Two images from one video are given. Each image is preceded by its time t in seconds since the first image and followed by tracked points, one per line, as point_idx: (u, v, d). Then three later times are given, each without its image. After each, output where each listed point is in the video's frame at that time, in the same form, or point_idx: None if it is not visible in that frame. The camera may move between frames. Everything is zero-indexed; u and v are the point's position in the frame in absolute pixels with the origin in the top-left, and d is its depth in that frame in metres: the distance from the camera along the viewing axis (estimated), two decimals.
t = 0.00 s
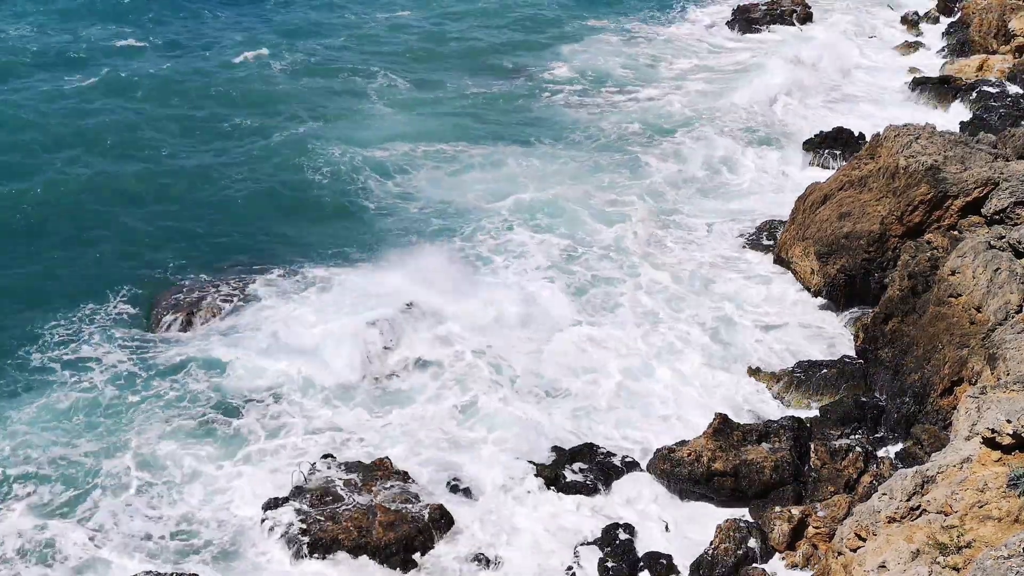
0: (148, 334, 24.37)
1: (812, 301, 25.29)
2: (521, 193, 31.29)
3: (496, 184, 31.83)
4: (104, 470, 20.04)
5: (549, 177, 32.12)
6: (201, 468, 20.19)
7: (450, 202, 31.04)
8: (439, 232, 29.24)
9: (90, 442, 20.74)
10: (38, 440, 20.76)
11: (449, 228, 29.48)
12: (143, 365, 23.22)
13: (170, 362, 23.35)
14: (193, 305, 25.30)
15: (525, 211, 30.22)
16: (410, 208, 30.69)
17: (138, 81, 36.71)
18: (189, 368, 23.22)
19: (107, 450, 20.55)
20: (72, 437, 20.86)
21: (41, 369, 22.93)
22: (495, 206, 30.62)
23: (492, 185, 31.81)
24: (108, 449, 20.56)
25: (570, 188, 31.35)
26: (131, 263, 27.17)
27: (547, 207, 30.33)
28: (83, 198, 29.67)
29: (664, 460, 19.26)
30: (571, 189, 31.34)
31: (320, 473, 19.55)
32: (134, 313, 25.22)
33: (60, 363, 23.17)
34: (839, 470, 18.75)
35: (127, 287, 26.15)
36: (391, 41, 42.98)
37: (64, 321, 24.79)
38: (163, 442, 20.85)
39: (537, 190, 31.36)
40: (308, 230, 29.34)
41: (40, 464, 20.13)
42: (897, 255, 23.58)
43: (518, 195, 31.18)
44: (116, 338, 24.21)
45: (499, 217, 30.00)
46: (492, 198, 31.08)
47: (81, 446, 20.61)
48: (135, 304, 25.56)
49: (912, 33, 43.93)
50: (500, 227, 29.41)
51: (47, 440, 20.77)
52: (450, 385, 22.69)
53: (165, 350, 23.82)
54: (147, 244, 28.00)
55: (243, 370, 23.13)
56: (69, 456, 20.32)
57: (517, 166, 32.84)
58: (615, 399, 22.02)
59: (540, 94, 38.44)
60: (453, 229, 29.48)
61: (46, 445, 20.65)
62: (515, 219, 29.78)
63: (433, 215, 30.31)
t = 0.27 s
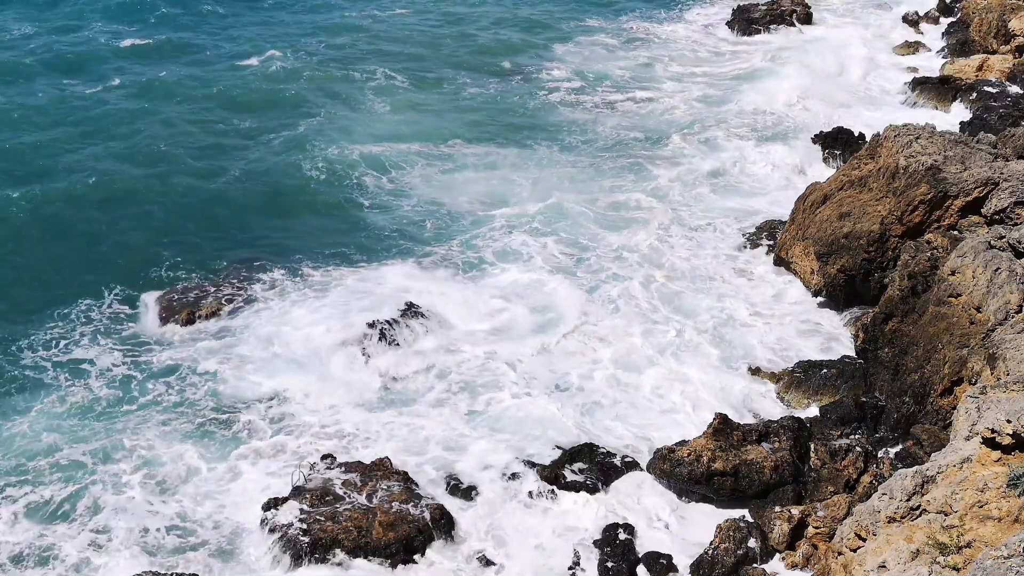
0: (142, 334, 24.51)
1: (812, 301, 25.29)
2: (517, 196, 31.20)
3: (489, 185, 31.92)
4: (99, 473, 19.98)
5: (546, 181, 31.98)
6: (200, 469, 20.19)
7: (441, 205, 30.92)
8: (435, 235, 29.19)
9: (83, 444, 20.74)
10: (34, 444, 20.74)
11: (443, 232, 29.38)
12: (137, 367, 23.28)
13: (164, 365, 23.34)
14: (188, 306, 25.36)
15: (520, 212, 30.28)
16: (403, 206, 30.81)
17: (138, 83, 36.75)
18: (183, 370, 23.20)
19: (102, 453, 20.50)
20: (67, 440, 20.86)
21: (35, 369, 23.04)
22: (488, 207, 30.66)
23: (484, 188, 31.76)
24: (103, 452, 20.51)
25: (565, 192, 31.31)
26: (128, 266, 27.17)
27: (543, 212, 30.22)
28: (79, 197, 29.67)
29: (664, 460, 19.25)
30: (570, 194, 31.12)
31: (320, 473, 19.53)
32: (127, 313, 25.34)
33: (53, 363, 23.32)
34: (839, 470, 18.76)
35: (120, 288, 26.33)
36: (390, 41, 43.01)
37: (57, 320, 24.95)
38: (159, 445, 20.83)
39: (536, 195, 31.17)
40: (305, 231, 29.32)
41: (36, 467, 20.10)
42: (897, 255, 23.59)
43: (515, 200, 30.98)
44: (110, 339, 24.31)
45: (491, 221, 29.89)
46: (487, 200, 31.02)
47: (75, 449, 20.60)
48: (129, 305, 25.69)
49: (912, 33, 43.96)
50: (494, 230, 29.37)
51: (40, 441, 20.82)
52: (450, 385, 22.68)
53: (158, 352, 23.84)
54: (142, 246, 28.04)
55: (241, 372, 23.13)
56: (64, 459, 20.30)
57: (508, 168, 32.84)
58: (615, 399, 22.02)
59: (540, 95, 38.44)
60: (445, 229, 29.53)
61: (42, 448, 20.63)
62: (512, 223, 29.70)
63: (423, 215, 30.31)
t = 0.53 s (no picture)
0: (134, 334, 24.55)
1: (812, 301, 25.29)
2: (511, 198, 31.10)
3: (479, 185, 31.90)
4: (93, 477, 19.92)
5: (540, 184, 31.85)
6: (199, 470, 20.18)
7: (434, 203, 31.05)
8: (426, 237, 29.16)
9: (76, 447, 20.73)
10: (29, 447, 20.73)
11: (437, 234, 29.36)
12: (130, 369, 23.30)
13: (155, 370, 23.27)
14: (182, 307, 25.38)
15: (511, 212, 30.32)
16: (397, 202, 31.02)
17: (137, 85, 36.81)
18: (175, 374, 23.16)
19: (95, 457, 20.46)
20: (61, 443, 20.85)
21: (27, 371, 23.09)
22: (478, 208, 30.62)
23: (472, 189, 31.69)
24: (95, 456, 20.47)
25: (556, 193, 31.25)
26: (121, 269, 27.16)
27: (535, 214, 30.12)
28: (75, 196, 29.67)
29: (664, 460, 19.26)
30: (569, 199, 30.94)
31: (319, 473, 19.52)
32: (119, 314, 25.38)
33: (44, 363, 23.41)
34: (839, 470, 18.76)
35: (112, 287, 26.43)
36: (390, 41, 43.00)
37: (50, 321, 25.02)
38: (153, 447, 20.79)
39: (530, 200, 30.91)
40: (302, 233, 29.28)
41: (31, 470, 20.08)
42: (897, 255, 23.61)
43: (510, 203, 30.80)
44: (102, 340, 24.34)
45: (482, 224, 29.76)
46: (480, 201, 30.96)
47: (68, 452, 20.59)
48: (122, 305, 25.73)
49: (912, 33, 43.95)
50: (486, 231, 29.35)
51: (32, 443, 20.84)
52: (449, 386, 22.67)
53: (150, 354, 23.81)
54: (136, 247, 28.05)
55: (239, 374, 23.12)
56: (57, 463, 20.29)
57: (499, 169, 32.79)
58: (615, 399, 22.02)
59: (539, 96, 38.46)
60: (438, 229, 29.57)
61: (37, 451, 20.60)
62: (507, 225, 29.61)
63: (412, 215, 30.30)
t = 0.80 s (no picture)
0: (125, 337, 24.52)
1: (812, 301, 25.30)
2: (506, 199, 31.06)
3: (468, 185, 31.92)
4: (87, 480, 19.89)
5: (530, 186, 31.76)
6: (198, 471, 20.18)
7: (428, 195, 31.42)
8: (416, 239, 29.11)
9: (69, 449, 20.71)
10: (24, 449, 20.72)
11: (429, 232, 29.45)
12: (122, 373, 23.27)
13: (145, 377, 23.13)
14: (174, 308, 25.33)
15: (502, 213, 30.33)
16: (390, 197, 31.30)
17: (138, 86, 36.86)
18: (166, 378, 23.06)
19: (87, 460, 20.41)
20: (54, 446, 20.84)
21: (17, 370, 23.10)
22: (466, 209, 30.60)
23: (456, 190, 31.62)
24: (88, 459, 20.43)
25: (544, 196, 31.21)
26: (114, 271, 27.13)
27: (527, 217, 30.04)
28: (75, 197, 29.75)
29: (664, 460, 19.27)
30: (568, 199, 30.93)
31: (319, 473, 19.52)
32: (111, 316, 25.36)
33: (36, 363, 23.42)
34: (839, 470, 18.76)
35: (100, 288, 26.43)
36: (391, 41, 43.00)
37: (42, 321, 25.04)
38: (146, 450, 20.77)
39: (525, 203, 30.79)
40: (297, 235, 29.24)
41: (27, 473, 20.06)
42: (897, 255, 23.62)
43: (508, 211, 30.50)
44: (95, 342, 24.34)
45: (468, 228, 29.64)
46: (472, 203, 30.92)
47: (60, 454, 20.57)
48: (114, 308, 25.67)
49: (912, 33, 43.95)
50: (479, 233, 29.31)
51: (22, 445, 20.82)
52: (450, 387, 22.68)
53: (139, 360, 23.69)
54: (130, 247, 28.07)
55: (239, 374, 23.13)
56: (50, 465, 20.27)
57: (492, 169, 32.78)
58: (615, 399, 22.01)
59: (539, 96, 38.47)
60: (429, 229, 29.62)
61: (32, 454, 20.57)
62: (500, 228, 29.54)
63: (401, 215, 30.29)
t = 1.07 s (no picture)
0: (118, 331, 24.68)
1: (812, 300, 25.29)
2: (499, 198, 31.17)
3: (459, 181, 32.09)
4: (82, 483, 19.88)
5: (523, 185, 31.90)
6: (198, 471, 20.21)
7: (423, 189, 31.73)
8: (408, 237, 29.16)
9: (65, 452, 20.72)
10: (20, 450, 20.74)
11: (425, 230, 29.55)
12: (115, 369, 23.39)
13: (136, 379, 23.06)
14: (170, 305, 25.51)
15: (495, 212, 30.44)
16: (386, 190, 31.60)
17: (138, 86, 36.86)
18: (159, 382, 22.97)
19: (83, 463, 20.40)
20: (50, 447, 20.87)
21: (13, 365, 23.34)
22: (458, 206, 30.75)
23: (449, 186, 31.76)
24: (83, 463, 20.40)
25: (541, 191, 31.50)
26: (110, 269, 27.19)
27: (520, 216, 30.17)
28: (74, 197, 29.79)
29: (665, 460, 19.28)
30: (564, 199, 30.96)
31: (319, 473, 19.54)
32: (105, 310, 25.55)
33: (30, 360, 23.55)
34: (839, 470, 18.74)
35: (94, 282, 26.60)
36: (391, 41, 43.01)
37: (38, 316, 25.22)
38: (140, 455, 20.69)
39: (521, 202, 30.90)
40: (293, 233, 29.22)
41: (23, 475, 20.11)
42: (897, 255, 23.63)
43: (502, 206, 30.80)
44: (89, 337, 24.48)
45: (463, 226, 29.75)
46: (464, 200, 31.07)
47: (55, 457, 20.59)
48: (108, 302, 25.83)
49: (913, 33, 43.93)
50: (476, 232, 29.36)
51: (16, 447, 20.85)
52: (450, 387, 22.68)
53: (131, 360, 23.71)
54: (128, 247, 28.08)
55: (239, 375, 23.14)
56: (45, 467, 20.32)
57: (486, 168, 32.90)
58: (615, 398, 22.02)
59: (539, 97, 38.49)
60: (422, 226, 29.70)
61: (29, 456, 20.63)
62: (493, 227, 29.62)
63: (397, 211, 30.49)
